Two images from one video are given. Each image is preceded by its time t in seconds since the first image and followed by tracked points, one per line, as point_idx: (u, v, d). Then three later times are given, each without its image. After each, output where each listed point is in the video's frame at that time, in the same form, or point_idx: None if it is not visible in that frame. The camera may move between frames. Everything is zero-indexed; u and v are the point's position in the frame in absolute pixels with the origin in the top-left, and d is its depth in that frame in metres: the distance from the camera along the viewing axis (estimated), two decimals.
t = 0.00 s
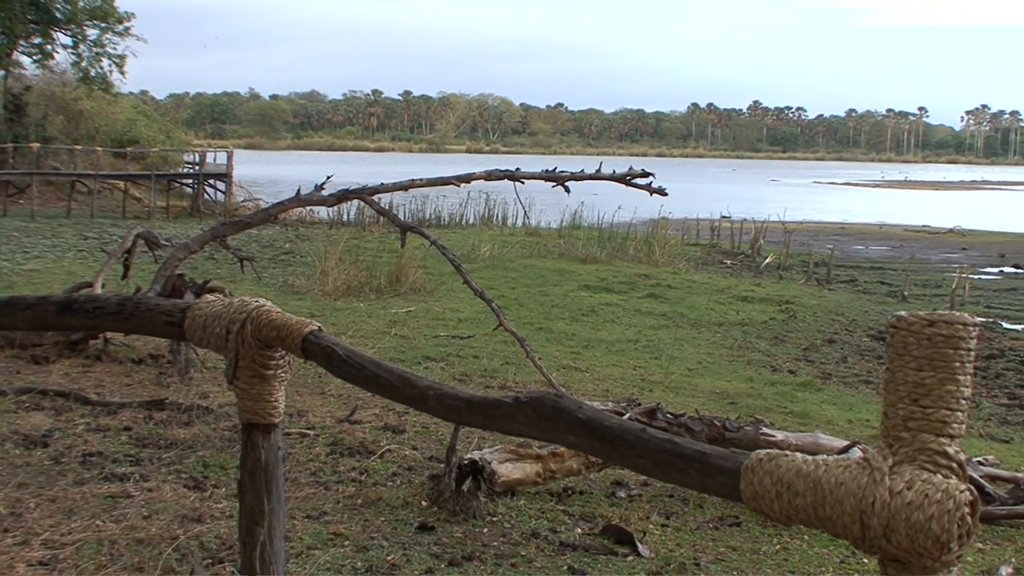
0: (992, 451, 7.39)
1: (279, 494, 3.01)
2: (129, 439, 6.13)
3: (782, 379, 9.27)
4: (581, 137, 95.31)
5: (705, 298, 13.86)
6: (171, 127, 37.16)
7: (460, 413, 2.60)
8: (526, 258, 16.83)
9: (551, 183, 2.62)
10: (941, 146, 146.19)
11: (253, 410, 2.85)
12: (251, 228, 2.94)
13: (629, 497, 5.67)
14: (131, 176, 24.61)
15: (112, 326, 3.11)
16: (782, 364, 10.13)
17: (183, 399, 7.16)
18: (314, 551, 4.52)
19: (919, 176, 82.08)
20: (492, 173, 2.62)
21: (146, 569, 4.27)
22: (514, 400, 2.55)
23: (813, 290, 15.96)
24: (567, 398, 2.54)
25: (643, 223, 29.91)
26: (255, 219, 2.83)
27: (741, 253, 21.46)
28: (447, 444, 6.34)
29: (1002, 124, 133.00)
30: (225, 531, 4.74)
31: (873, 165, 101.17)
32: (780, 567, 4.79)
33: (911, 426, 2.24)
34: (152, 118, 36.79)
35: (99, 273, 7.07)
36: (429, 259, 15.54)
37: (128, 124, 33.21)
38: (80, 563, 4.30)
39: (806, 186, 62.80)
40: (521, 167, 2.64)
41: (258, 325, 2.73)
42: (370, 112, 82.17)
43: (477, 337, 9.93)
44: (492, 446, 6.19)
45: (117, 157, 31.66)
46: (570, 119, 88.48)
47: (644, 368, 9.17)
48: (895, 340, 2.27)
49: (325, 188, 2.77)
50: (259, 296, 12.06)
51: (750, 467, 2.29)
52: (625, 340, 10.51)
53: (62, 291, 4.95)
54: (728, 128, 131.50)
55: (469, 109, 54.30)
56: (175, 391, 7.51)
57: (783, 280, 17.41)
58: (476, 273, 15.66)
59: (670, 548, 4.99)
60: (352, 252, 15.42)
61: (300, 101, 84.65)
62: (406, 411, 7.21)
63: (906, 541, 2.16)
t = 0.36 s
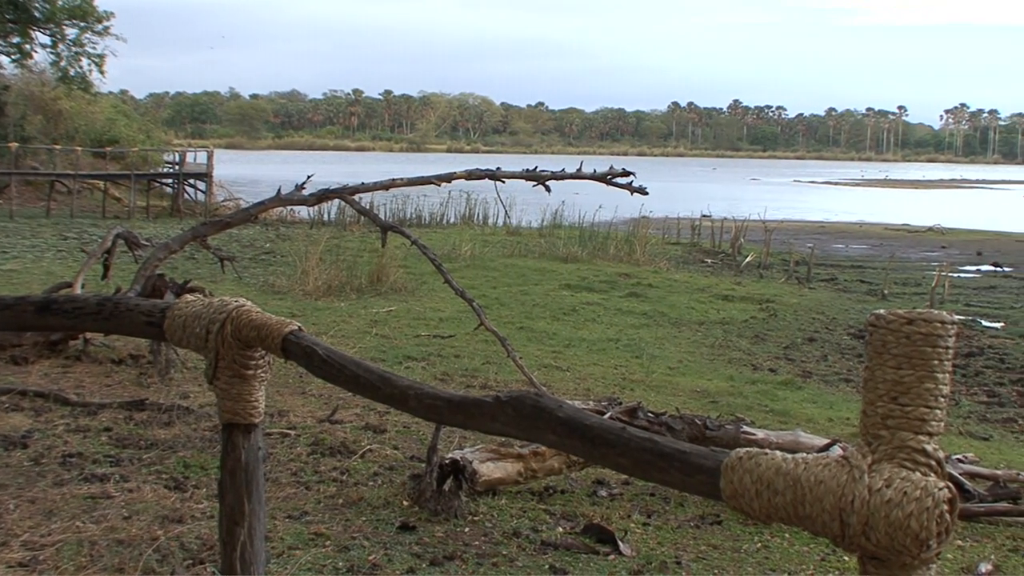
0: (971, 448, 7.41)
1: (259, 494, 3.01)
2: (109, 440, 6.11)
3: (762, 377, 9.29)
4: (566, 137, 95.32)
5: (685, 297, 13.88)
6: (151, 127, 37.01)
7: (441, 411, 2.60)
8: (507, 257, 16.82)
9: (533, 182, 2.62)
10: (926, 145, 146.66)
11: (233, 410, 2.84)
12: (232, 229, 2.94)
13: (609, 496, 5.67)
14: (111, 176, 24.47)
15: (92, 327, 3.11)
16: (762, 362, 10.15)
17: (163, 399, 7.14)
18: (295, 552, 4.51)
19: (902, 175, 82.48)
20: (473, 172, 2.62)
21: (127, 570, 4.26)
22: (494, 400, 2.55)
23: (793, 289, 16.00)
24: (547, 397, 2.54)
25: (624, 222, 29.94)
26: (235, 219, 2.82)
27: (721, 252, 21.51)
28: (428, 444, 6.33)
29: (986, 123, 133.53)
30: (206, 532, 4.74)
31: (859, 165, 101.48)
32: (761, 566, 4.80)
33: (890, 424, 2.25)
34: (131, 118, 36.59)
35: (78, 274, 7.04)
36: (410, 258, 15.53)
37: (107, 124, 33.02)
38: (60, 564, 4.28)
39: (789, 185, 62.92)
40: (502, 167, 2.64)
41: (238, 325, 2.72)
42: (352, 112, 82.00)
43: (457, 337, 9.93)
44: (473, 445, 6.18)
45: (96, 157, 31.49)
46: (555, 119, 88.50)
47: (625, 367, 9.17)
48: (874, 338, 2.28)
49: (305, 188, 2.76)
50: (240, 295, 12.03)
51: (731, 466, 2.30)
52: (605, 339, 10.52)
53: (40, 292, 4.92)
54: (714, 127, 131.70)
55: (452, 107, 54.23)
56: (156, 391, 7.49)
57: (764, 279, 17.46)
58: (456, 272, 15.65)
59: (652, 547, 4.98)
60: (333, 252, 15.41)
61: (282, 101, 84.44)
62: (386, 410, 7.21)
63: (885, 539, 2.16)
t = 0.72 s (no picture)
0: (951, 447, 7.43)
1: (241, 495, 3.00)
2: (91, 441, 6.09)
3: (745, 377, 9.31)
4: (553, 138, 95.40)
5: (668, 297, 13.90)
6: (132, 127, 36.87)
7: (422, 412, 2.60)
8: (489, 257, 16.82)
9: (514, 182, 2.62)
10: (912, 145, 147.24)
11: (215, 411, 2.83)
12: (214, 229, 2.93)
13: (593, 496, 5.68)
14: (92, 176, 24.37)
15: (73, 328, 3.10)
16: (745, 362, 10.17)
17: (145, 400, 7.12)
18: (278, 553, 4.50)
19: (885, 175, 82.71)
20: (455, 172, 2.62)
21: (109, 571, 4.26)
22: (476, 400, 2.54)
23: (775, 288, 16.04)
24: (529, 397, 2.53)
25: (606, 222, 29.97)
26: (217, 219, 2.81)
27: (704, 251, 21.54)
28: (411, 444, 6.33)
29: (972, 123, 134.09)
30: (188, 533, 4.72)
31: (846, 164, 101.85)
32: (743, 564, 4.81)
33: (871, 423, 2.25)
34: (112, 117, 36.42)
35: (59, 275, 7.00)
36: (393, 258, 15.51)
37: (88, 125, 32.88)
38: (41, 566, 4.27)
39: (773, 185, 63.04)
40: (484, 167, 2.63)
41: (219, 326, 2.72)
42: (336, 112, 81.86)
43: (440, 337, 9.92)
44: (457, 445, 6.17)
45: (77, 157, 31.35)
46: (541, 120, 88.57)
47: (608, 367, 9.18)
48: (855, 336, 2.28)
49: (288, 188, 2.76)
50: (221, 296, 12.00)
51: (712, 465, 2.30)
52: (588, 339, 10.52)
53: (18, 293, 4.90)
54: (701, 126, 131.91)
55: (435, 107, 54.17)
56: (138, 392, 7.47)
57: (746, 278, 17.48)
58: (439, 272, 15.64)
59: (635, 546, 4.99)
60: (315, 252, 15.38)
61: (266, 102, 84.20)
62: (369, 410, 7.20)
63: (866, 537, 2.18)
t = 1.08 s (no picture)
0: (932, 445, 7.45)
1: (222, 496, 2.99)
2: (71, 443, 6.07)
3: (726, 376, 9.33)
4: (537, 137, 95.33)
5: (649, 296, 13.91)
6: (112, 127, 36.70)
7: (402, 412, 2.59)
8: (470, 257, 16.79)
9: (495, 183, 2.61)
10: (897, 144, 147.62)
11: (195, 412, 2.83)
12: (194, 230, 2.92)
13: (574, 495, 5.68)
14: (71, 177, 24.25)
15: (52, 330, 3.09)
16: (725, 361, 10.19)
17: (125, 402, 7.10)
18: (259, 554, 4.49)
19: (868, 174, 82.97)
20: (435, 172, 2.61)
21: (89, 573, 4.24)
22: (456, 400, 2.54)
23: (755, 287, 16.07)
24: (510, 397, 2.53)
25: (587, 221, 30.00)
26: (198, 220, 2.80)
27: (685, 250, 21.58)
28: (392, 445, 6.32)
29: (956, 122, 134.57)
30: (169, 535, 4.71)
31: (832, 164, 102.14)
32: (724, 563, 4.82)
33: (850, 422, 2.26)
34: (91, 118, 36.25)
35: (39, 276, 6.97)
36: (373, 259, 15.49)
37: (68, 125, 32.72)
38: (20, 569, 4.25)
39: (755, 185, 63.19)
40: (465, 167, 2.63)
41: (199, 327, 2.72)
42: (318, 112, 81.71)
43: (421, 337, 9.92)
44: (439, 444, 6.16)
45: (56, 158, 31.18)
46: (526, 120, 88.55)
47: (589, 367, 9.18)
48: (834, 335, 2.29)
49: (269, 188, 2.75)
50: (201, 297, 11.96)
51: (692, 464, 2.30)
52: (570, 339, 10.53)
53: None
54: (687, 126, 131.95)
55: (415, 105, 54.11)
56: (118, 393, 7.45)
57: (726, 278, 17.50)
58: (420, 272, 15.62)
59: (616, 545, 4.99)
60: (295, 253, 15.35)
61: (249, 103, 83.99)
62: (350, 411, 7.19)
63: (845, 537, 2.18)
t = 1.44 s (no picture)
0: (909, 443, 7.48)
1: (200, 499, 2.98)
2: (48, 445, 6.05)
3: (704, 375, 9.34)
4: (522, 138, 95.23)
5: (627, 296, 13.92)
6: (88, 128, 36.48)
7: (381, 413, 2.59)
8: (448, 257, 16.78)
9: (474, 182, 2.61)
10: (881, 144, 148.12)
11: (174, 414, 2.83)
12: (173, 231, 2.92)
13: (554, 495, 5.68)
14: (48, 179, 24.14)
15: (29, 331, 3.08)
16: (704, 360, 10.21)
17: (103, 404, 7.08)
18: (237, 555, 4.48)
19: (850, 173, 83.16)
20: (414, 172, 2.61)
21: None
22: (434, 400, 2.54)
23: (733, 287, 16.11)
24: (488, 397, 2.53)
25: (566, 221, 30.02)
26: (177, 220, 2.79)
27: (663, 250, 21.61)
28: (371, 445, 6.31)
29: (939, 122, 135.19)
30: (148, 537, 4.70)
31: (816, 164, 102.47)
32: (703, 562, 4.83)
33: (827, 420, 2.26)
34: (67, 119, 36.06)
35: (15, 278, 6.93)
36: (352, 259, 15.47)
37: (45, 127, 32.55)
38: None
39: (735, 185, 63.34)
40: (443, 167, 2.63)
41: (177, 329, 2.71)
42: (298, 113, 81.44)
43: (400, 337, 9.92)
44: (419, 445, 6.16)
45: (33, 159, 31.00)
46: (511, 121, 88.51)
47: (568, 366, 9.20)
48: (810, 335, 2.29)
49: (247, 188, 2.74)
50: (179, 298, 11.92)
51: (670, 463, 2.31)
52: (549, 339, 10.54)
53: None
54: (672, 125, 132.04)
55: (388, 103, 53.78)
56: (95, 395, 7.42)
57: (704, 277, 17.53)
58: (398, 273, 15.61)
59: (596, 545, 5.00)
60: (274, 253, 15.32)
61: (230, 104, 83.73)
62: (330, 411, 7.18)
63: (823, 534, 2.18)
